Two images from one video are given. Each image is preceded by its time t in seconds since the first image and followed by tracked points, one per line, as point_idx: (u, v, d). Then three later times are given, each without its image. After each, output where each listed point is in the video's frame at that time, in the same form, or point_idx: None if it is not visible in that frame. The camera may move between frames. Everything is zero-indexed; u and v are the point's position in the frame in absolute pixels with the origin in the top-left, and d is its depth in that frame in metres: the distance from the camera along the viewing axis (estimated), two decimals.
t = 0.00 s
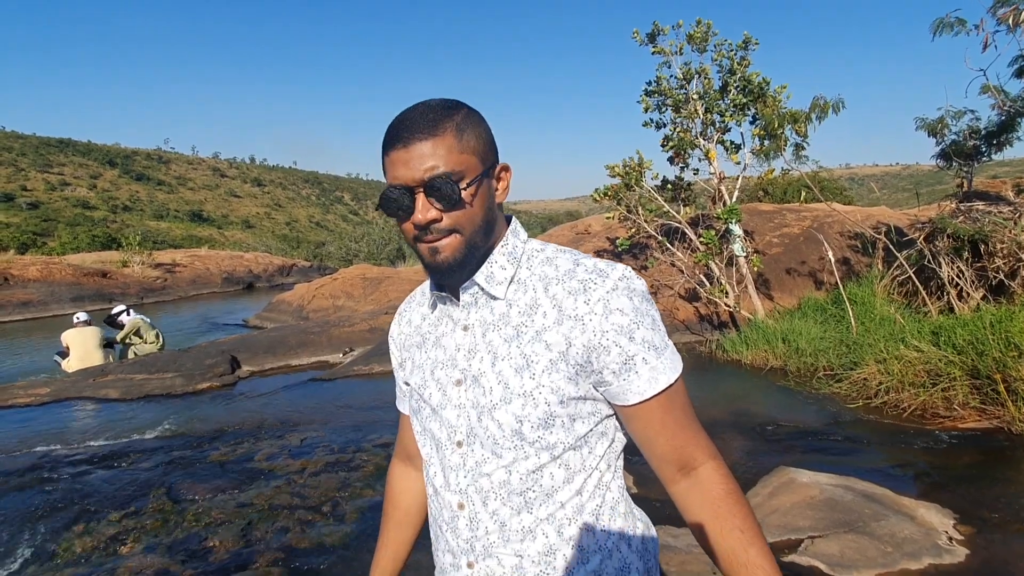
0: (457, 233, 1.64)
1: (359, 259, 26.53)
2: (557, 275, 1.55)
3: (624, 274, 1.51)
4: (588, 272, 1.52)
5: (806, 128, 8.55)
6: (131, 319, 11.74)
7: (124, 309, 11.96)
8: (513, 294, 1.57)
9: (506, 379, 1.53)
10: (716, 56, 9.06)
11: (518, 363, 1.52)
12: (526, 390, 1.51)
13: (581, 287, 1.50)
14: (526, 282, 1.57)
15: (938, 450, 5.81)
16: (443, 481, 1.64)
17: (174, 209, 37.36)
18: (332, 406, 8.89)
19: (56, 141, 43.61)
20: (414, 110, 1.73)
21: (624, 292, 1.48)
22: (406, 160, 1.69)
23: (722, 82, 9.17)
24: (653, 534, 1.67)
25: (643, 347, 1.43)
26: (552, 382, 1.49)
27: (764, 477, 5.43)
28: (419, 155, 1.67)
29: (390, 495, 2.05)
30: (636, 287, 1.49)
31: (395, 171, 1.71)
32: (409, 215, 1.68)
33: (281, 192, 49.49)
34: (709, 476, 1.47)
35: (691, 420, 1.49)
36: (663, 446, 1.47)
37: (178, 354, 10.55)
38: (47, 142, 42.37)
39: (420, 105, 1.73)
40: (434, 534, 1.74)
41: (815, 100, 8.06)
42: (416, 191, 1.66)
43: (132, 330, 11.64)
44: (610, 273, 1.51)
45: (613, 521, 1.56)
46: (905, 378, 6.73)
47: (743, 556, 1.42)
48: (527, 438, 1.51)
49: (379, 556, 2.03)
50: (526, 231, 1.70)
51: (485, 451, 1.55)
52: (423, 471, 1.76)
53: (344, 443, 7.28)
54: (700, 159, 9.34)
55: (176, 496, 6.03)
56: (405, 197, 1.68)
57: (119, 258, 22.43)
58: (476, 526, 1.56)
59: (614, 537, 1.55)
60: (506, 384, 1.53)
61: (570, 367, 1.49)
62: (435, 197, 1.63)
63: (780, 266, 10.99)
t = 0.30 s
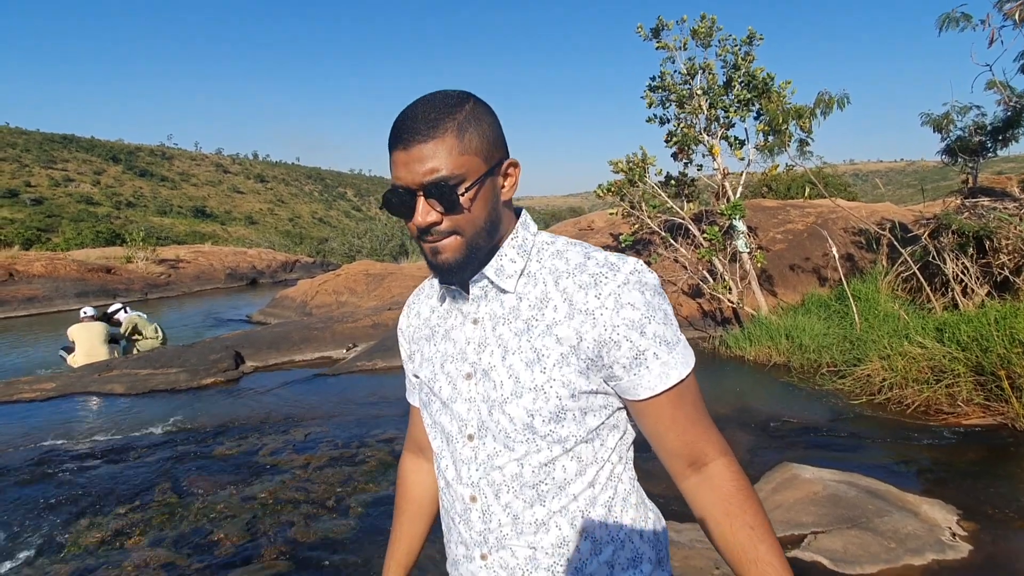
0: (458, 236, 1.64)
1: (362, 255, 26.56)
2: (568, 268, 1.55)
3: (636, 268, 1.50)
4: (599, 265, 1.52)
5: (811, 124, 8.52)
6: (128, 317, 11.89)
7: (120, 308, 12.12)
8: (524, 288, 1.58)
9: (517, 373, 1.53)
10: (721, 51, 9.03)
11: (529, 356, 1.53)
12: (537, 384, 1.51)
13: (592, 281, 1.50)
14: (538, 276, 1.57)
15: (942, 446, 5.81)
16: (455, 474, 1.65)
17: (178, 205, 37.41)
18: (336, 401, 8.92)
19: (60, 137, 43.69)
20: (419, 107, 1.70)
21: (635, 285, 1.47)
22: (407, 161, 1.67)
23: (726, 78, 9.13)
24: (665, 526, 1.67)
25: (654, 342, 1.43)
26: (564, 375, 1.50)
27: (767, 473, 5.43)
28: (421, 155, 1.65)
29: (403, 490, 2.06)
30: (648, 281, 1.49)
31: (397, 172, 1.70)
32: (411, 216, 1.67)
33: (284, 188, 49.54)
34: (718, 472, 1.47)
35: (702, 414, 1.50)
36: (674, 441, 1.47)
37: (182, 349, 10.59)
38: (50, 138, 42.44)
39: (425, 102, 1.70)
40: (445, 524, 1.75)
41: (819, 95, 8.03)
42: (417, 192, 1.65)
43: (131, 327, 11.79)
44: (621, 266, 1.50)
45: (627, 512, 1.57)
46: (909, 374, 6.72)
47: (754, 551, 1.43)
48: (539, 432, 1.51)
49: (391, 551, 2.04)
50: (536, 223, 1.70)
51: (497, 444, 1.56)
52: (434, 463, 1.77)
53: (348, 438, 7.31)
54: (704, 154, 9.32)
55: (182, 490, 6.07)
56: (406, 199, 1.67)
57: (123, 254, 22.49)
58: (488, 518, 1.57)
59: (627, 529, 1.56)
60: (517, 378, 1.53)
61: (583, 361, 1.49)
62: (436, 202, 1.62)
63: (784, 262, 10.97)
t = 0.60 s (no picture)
0: (464, 229, 1.64)
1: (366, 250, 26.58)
2: (578, 269, 1.55)
3: (650, 265, 1.50)
4: (612, 265, 1.52)
5: (816, 119, 8.48)
6: (128, 314, 11.98)
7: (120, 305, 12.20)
8: (536, 290, 1.57)
9: (534, 379, 1.54)
10: (726, 46, 8.99)
11: (547, 361, 1.53)
12: (557, 389, 1.51)
13: (607, 283, 1.49)
14: (549, 277, 1.57)
15: (946, 443, 5.80)
16: (470, 480, 1.64)
17: (182, 200, 37.52)
18: (340, 396, 8.95)
19: (65, 132, 43.80)
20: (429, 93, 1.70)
21: (650, 285, 1.47)
22: (416, 145, 1.67)
23: (731, 73, 9.10)
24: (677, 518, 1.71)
25: (669, 343, 1.44)
26: (583, 380, 1.50)
27: (770, 469, 5.43)
28: (430, 141, 1.65)
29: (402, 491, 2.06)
30: (663, 279, 1.49)
31: (404, 155, 1.69)
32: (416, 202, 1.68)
33: (288, 183, 49.58)
34: (731, 469, 1.48)
35: (714, 412, 1.50)
36: (686, 440, 1.48)
37: (187, 344, 10.63)
38: (56, 133, 42.58)
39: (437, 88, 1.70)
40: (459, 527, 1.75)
41: (825, 91, 7.99)
42: (424, 179, 1.65)
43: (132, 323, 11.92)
44: (634, 264, 1.50)
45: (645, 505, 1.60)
46: (913, 371, 6.71)
47: (767, 547, 1.44)
48: (559, 436, 1.52)
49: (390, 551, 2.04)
50: (541, 218, 1.71)
51: (516, 449, 1.56)
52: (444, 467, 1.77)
53: (351, 433, 7.33)
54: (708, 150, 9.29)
55: (187, 483, 6.11)
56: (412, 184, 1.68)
57: (128, 249, 22.57)
58: (510, 522, 1.57)
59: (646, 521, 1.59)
60: (535, 384, 1.53)
61: (601, 365, 1.50)
62: (443, 189, 1.62)
63: (789, 258, 10.92)
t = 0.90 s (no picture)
0: (532, 212, 1.61)
1: (370, 247, 26.61)
2: (625, 275, 1.54)
3: (701, 277, 1.50)
4: (663, 273, 1.51)
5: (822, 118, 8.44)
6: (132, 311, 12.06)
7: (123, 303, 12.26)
8: (580, 298, 1.56)
9: (574, 390, 1.52)
10: (732, 43, 8.95)
11: (589, 372, 1.52)
12: (598, 402, 1.50)
13: (658, 291, 1.49)
14: (593, 285, 1.56)
15: (950, 444, 5.78)
16: (494, 495, 1.62)
17: (188, 196, 37.63)
18: (344, 392, 8.98)
19: (71, 128, 43.97)
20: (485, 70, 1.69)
21: (702, 298, 1.47)
22: (490, 118, 1.63)
23: (737, 71, 9.06)
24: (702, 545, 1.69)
25: (718, 360, 1.44)
26: (627, 393, 1.49)
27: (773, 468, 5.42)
28: (492, 120, 1.63)
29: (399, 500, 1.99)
30: (713, 292, 1.48)
31: (464, 135, 1.67)
32: (479, 183, 1.65)
33: (293, 179, 49.66)
34: (770, 496, 1.46)
35: (756, 436, 1.50)
36: (726, 463, 1.47)
37: (192, 339, 10.68)
38: (62, 129, 42.73)
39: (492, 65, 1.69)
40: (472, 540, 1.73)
41: (831, 89, 7.95)
42: (499, 154, 1.62)
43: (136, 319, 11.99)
44: (684, 277, 1.50)
45: (674, 526, 1.59)
46: (918, 371, 6.68)
47: None
48: (596, 452, 1.50)
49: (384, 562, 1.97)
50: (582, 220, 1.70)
51: (547, 464, 1.54)
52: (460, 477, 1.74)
53: (355, 429, 7.35)
54: (713, 148, 9.26)
55: (191, 478, 6.14)
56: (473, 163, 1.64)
57: (134, 245, 22.65)
58: (536, 540, 1.55)
59: (675, 544, 1.58)
60: (574, 395, 1.52)
61: (646, 378, 1.49)
62: (513, 168, 1.60)
63: (794, 257, 10.89)
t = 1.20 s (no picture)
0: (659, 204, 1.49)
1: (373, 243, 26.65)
2: (717, 282, 1.49)
3: (789, 300, 1.48)
4: (754, 288, 1.47)
5: (828, 116, 8.40)
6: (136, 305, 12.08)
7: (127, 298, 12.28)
8: (665, 301, 1.49)
9: (653, 400, 1.44)
10: (737, 41, 8.90)
11: (673, 384, 1.44)
12: (680, 417, 1.43)
13: (752, 306, 1.44)
14: (679, 291, 1.49)
15: (954, 445, 5.75)
16: (542, 510, 1.50)
17: (192, 191, 37.71)
18: (346, 388, 8.99)
19: (77, 122, 44.10)
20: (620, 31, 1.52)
21: (791, 322, 1.45)
22: (637, 88, 1.46)
23: (743, 68, 9.00)
24: None
25: (799, 389, 1.43)
26: (709, 411, 1.43)
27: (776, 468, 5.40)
28: (628, 90, 1.47)
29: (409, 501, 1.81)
30: (799, 318, 1.47)
31: (594, 102, 1.48)
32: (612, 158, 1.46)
33: (298, 175, 49.74)
34: (818, 545, 1.45)
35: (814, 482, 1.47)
36: (784, 505, 1.44)
37: (195, 333, 10.71)
38: (68, 123, 42.86)
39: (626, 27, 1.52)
40: (493, 550, 1.61)
41: (838, 88, 7.91)
42: (643, 131, 1.45)
43: (140, 313, 11.98)
44: (780, 297, 1.46)
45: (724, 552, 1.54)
46: (922, 371, 6.66)
47: None
48: (666, 470, 1.44)
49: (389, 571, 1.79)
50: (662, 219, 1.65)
51: (611, 480, 1.45)
52: (492, 483, 1.61)
53: (357, 424, 7.36)
54: (718, 146, 9.21)
55: (193, 472, 6.16)
56: (605, 135, 1.45)
57: (138, 239, 22.72)
58: (589, 562, 1.46)
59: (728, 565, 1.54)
60: (654, 406, 1.44)
61: (728, 397, 1.44)
62: (653, 150, 1.46)
63: (798, 256, 10.85)
